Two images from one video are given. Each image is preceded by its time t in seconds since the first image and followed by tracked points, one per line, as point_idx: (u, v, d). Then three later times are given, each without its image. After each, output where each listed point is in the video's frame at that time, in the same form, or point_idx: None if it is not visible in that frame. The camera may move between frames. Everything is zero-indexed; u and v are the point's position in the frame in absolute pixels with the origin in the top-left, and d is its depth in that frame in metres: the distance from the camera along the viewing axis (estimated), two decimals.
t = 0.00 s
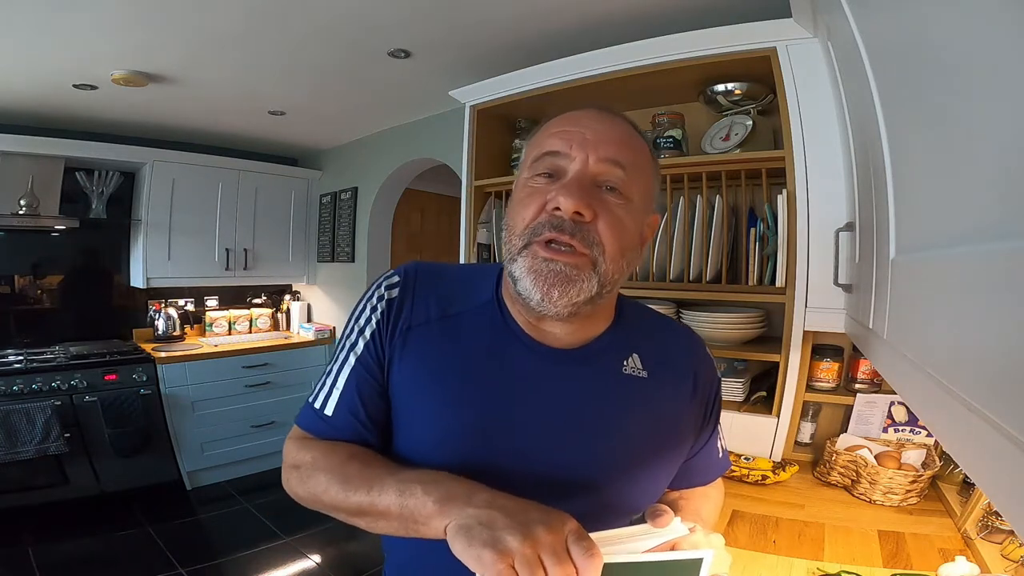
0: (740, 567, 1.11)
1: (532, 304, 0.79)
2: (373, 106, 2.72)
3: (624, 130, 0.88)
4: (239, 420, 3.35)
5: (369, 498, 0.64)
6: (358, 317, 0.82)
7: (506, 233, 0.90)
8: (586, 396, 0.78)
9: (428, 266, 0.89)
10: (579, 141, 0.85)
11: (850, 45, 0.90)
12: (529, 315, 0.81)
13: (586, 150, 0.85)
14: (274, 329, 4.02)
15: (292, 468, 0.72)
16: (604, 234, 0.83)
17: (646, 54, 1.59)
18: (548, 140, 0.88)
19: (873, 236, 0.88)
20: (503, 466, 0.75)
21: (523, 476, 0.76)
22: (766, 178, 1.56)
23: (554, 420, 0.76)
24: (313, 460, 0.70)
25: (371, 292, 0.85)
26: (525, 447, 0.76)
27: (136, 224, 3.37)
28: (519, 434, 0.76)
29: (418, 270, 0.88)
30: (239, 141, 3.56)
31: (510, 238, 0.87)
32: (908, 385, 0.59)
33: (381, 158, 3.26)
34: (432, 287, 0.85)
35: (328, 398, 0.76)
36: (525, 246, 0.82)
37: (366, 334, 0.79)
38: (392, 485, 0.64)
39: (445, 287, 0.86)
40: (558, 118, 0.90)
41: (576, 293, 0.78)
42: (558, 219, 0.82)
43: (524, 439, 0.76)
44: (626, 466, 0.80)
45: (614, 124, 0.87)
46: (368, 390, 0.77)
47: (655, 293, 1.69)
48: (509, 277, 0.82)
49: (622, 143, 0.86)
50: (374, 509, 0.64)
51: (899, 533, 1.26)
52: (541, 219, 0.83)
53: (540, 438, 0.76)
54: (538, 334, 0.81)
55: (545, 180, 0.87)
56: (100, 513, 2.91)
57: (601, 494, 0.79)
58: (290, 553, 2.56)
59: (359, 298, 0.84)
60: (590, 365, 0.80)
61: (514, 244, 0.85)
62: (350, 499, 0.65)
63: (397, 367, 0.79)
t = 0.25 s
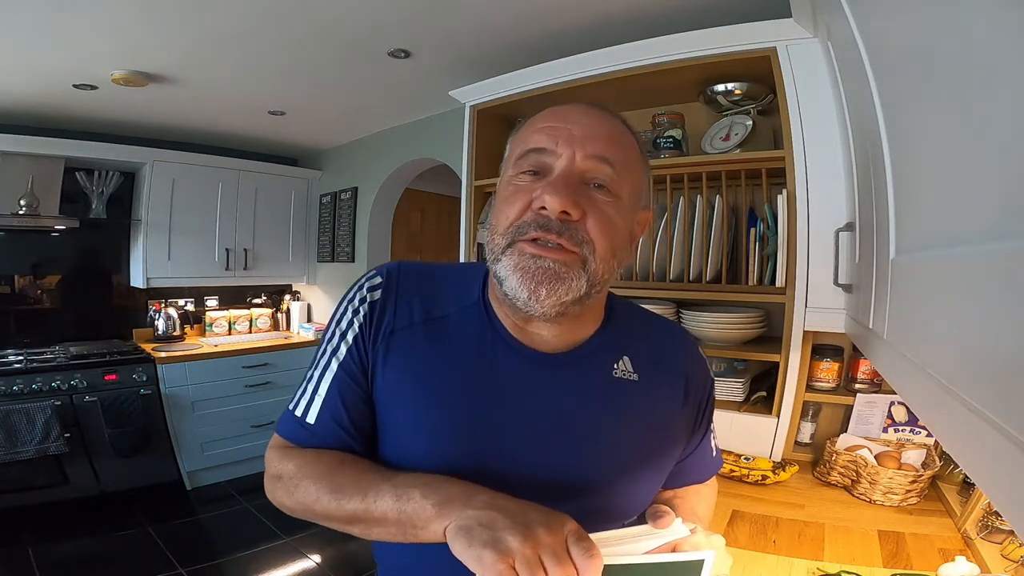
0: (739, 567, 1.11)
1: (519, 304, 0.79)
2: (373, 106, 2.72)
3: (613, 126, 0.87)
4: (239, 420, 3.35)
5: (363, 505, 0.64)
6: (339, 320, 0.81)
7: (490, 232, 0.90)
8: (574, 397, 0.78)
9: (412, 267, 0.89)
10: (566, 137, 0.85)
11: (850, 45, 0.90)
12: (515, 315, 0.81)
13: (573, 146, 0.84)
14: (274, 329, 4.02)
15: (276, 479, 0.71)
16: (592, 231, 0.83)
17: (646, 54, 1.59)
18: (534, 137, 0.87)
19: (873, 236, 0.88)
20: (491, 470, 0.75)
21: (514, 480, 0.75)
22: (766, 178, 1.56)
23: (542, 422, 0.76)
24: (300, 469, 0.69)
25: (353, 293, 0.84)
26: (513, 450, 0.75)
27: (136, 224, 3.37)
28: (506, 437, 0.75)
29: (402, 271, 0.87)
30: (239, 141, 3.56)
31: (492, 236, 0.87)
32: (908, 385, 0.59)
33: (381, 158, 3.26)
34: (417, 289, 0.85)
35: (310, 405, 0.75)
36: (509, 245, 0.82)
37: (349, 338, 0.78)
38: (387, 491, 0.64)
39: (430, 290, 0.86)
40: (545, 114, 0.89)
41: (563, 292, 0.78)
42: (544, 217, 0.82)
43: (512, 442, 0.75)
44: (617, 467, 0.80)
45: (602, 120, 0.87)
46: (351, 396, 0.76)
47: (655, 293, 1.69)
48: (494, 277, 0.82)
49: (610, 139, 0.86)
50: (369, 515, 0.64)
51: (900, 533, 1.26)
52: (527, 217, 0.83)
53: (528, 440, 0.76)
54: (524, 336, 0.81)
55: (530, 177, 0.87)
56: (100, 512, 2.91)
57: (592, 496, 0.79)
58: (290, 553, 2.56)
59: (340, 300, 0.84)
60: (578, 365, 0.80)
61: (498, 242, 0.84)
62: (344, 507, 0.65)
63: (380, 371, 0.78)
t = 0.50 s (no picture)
0: (739, 567, 1.11)
1: (500, 299, 0.79)
2: (373, 106, 2.72)
3: (578, 116, 0.88)
4: (239, 420, 3.35)
5: (357, 511, 0.64)
6: (315, 322, 0.80)
7: (464, 229, 0.90)
8: (557, 388, 0.78)
9: (386, 266, 0.88)
10: (534, 130, 0.85)
11: (850, 45, 0.90)
12: (497, 309, 0.81)
13: (540, 138, 0.85)
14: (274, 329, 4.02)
15: (255, 488, 0.69)
16: (568, 223, 0.83)
17: (646, 54, 1.59)
18: (501, 131, 0.87)
19: (873, 236, 0.88)
20: (477, 467, 0.74)
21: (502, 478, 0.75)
22: (766, 178, 1.56)
23: (525, 415, 0.76)
24: (282, 476, 0.68)
25: (327, 295, 0.83)
26: (500, 446, 0.75)
27: (136, 224, 3.37)
28: (490, 432, 0.75)
29: (376, 270, 0.87)
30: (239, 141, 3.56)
31: (469, 235, 0.87)
32: (908, 385, 0.59)
33: (381, 158, 3.26)
34: (393, 287, 0.84)
35: (284, 408, 0.73)
36: (486, 241, 0.82)
37: (326, 337, 0.77)
38: (383, 495, 0.64)
39: (406, 288, 0.85)
40: (510, 108, 0.89)
41: (542, 284, 0.79)
42: (519, 211, 0.82)
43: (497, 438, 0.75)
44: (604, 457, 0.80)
45: (567, 111, 0.87)
46: (330, 397, 0.75)
47: (655, 293, 1.69)
48: (473, 274, 0.82)
49: (576, 129, 0.86)
50: (365, 522, 0.63)
51: (899, 533, 1.26)
52: (502, 213, 0.83)
53: (513, 434, 0.76)
54: (507, 330, 0.81)
55: (500, 172, 0.86)
56: (100, 513, 2.91)
57: (581, 491, 0.79)
58: (290, 553, 2.56)
59: (315, 302, 0.83)
60: (558, 356, 0.81)
61: (475, 240, 0.84)
62: (336, 513, 0.64)
63: (360, 371, 0.77)
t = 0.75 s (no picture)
0: (739, 568, 1.11)
1: (481, 301, 0.79)
2: (373, 106, 2.72)
3: (546, 113, 0.88)
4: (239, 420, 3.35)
5: (354, 518, 0.63)
6: (289, 329, 0.78)
7: (439, 233, 0.89)
8: (540, 384, 0.79)
9: (361, 271, 0.87)
10: (504, 130, 0.85)
11: (850, 44, 0.90)
12: (477, 311, 0.81)
13: (512, 137, 0.84)
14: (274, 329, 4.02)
15: (241, 503, 0.67)
16: (544, 221, 0.84)
17: (646, 54, 1.59)
18: (470, 132, 0.86)
19: (873, 236, 0.88)
20: (466, 470, 0.74)
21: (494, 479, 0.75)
22: (766, 178, 1.56)
23: (510, 413, 0.77)
24: (271, 487, 0.67)
25: (299, 300, 0.81)
26: (489, 446, 0.75)
27: (136, 224, 3.37)
28: (477, 433, 0.75)
29: (351, 274, 0.85)
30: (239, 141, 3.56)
31: (446, 238, 0.86)
32: (907, 386, 0.59)
33: (381, 158, 3.26)
34: (370, 291, 0.83)
35: (264, 420, 0.72)
36: (465, 245, 0.82)
37: (304, 346, 0.75)
38: (381, 500, 0.63)
39: (385, 292, 0.84)
40: (477, 108, 0.89)
41: (523, 284, 0.79)
42: (495, 212, 0.81)
43: (485, 439, 0.75)
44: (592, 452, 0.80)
45: (536, 108, 0.87)
46: (312, 406, 0.74)
47: (655, 293, 1.69)
48: (452, 277, 0.82)
49: (546, 127, 0.86)
50: (362, 528, 0.63)
51: (900, 533, 1.26)
52: (478, 214, 0.83)
53: (500, 434, 0.76)
54: (489, 329, 0.82)
55: (473, 173, 0.86)
56: (100, 513, 2.91)
57: (572, 488, 0.79)
58: (290, 553, 2.56)
59: (288, 308, 0.81)
60: (539, 354, 0.81)
61: (452, 244, 0.84)
62: (332, 520, 0.64)
63: (340, 377, 0.76)
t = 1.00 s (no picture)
0: (739, 568, 1.11)
1: (467, 312, 0.79)
2: (373, 106, 2.72)
3: (522, 117, 0.87)
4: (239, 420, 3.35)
5: (355, 525, 0.64)
6: (277, 343, 0.77)
7: (421, 242, 0.88)
8: (528, 388, 0.79)
9: (344, 282, 0.86)
10: (481, 137, 0.84)
11: (850, 44, 0.90)
12: (462, 318, 0.81)
13: (490, 145, 0.84)
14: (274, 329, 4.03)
15: (245, 516, 0.68)
16: (526, 228, 0.84)
17: (646, 54, 1.59)
18: (447, 139, 0.85)
19: (873, 235, 0.88)
20: (463, 476, 0.74)
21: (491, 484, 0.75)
22: (766, 178, 1.56)
23: (501, 418, 0.77)
24: (273, 499, 0.67)
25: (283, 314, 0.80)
26: (483, 450, 0.75)
27: (136, 224, 3.37)
28: (471, 439, 0.75)
29: (335, 285, 0.85)
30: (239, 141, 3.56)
31: (428, 248, 0.85)
32: (907, 388, 0.59)
33: (381, 158, 3.26)
34: (355, 301, 0.83)
35: (259, 436, 0.72)
36: (448, 256, 0.81)
37: (292, 360, 0.75)
38: (378, 506, 0.64)
39: (371, 301, 0.84)
40: (454, 114, 0.88)
41: (508, 292, 0.79)
42: (477, 222, 0.81)
43: (479, 445, 0.75)
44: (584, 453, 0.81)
45: (512, 113, 0.86)
46: (306, 419, 0.73)
47: (655, 293, 1.69)
48: (436, 287, 0.81)
49: (523, 132, 0.86)
50: (363, 534, 0.64)
51: (899, 533, 1.26)
52: (460, 225, 0.82)
53: (492, 439, 0.76)
54: (475, 334, 0.82)
55: (452, 181, 0.85)
56: (100, 513, 2.91)
57: (567, 489, 0.79)
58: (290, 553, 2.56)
59: (275, 321, 0.80)
60: (526, 360, 0.81)
61: (435, 255, 0.83)
62: (334, 528, 0.64)
63: (330, 389, 0.76)
